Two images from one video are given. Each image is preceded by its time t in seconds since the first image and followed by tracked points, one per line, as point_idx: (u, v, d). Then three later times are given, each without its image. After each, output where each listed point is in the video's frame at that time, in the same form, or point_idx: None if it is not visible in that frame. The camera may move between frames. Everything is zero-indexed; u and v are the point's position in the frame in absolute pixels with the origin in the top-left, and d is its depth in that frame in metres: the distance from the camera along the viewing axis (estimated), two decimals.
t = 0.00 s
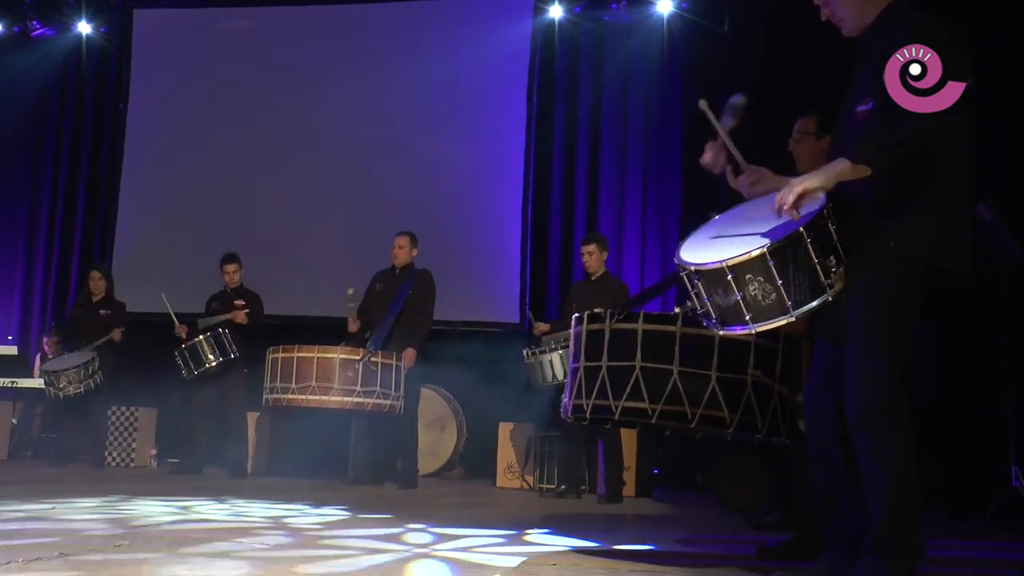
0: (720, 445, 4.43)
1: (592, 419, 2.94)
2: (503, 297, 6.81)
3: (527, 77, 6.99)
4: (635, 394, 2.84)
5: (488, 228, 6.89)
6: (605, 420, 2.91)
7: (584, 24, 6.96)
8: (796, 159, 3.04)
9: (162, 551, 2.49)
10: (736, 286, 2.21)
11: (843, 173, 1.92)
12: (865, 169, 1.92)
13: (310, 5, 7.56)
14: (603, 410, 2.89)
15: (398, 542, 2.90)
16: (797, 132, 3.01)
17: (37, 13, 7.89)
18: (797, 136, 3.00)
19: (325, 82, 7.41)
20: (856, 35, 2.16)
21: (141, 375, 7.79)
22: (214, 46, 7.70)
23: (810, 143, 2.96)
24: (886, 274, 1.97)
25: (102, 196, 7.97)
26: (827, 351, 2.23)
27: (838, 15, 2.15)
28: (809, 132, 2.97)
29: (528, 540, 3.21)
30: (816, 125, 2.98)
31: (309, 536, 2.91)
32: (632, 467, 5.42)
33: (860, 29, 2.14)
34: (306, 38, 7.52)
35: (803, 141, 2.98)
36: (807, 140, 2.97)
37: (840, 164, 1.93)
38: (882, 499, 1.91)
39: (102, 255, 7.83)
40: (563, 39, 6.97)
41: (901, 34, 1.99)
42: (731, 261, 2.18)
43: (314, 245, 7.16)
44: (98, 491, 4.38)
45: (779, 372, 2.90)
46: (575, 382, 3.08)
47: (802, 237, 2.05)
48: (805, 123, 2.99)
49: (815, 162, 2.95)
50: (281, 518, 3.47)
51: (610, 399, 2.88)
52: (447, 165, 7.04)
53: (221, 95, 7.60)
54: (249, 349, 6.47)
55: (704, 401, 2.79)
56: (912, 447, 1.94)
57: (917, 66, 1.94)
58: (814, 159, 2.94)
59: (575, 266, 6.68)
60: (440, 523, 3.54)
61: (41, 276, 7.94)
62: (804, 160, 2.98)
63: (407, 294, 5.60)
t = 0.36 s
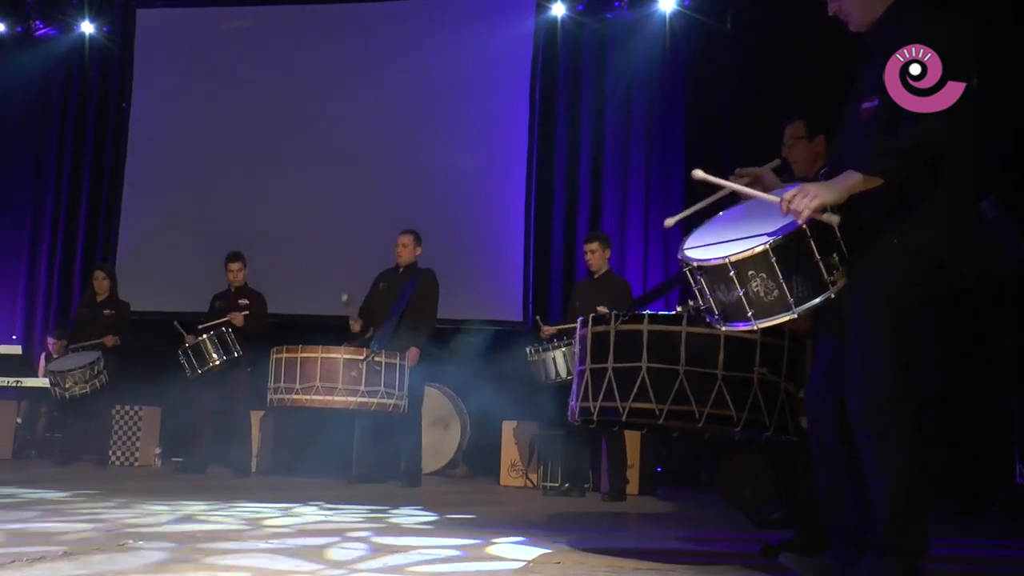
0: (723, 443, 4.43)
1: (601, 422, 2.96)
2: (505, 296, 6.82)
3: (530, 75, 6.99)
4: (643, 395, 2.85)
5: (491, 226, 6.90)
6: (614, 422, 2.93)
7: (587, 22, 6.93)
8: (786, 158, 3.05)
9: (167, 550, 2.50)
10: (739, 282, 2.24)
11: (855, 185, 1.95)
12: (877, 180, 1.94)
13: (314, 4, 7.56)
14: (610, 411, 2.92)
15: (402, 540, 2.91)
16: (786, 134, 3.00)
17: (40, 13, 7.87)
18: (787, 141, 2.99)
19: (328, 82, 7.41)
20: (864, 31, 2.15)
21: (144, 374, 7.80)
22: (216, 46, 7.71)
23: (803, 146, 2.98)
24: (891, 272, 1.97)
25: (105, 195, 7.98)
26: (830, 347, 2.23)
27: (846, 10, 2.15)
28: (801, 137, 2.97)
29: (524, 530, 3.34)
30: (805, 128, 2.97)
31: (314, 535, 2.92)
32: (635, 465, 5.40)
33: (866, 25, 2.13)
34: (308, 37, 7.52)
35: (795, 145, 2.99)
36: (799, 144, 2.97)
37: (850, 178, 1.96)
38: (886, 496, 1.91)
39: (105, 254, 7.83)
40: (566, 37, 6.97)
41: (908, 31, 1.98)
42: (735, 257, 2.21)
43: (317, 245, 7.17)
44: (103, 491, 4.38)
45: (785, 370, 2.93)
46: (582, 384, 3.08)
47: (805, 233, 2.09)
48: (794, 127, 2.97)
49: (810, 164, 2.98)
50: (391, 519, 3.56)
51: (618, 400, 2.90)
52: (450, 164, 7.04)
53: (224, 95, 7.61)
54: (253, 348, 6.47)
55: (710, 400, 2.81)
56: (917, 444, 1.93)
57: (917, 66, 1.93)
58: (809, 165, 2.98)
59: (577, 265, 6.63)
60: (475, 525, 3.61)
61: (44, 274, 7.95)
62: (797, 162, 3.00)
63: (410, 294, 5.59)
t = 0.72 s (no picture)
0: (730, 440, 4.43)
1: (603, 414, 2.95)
2: (511, 294, 6.80)
3: (535, 73, 6.98)
4: (647, 389, 2.88)
5: (496, 224, 6.90)
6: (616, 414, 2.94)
7: (592, 19, 6.92)
8: (801, 150, 3.06)
9: (175, 547, 2.51)
10: (750, 278, 2.23)
11: (855, 194, 1.96)
12: (876, 189, 1.95)
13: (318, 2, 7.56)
14: (613, 404, 2.90)
15: (409, 538, 2.91)
16: (805, 126, 3.00)
17: (47, 12, 7.90)
18: (804, 132, 3.00)
19: (333, 80, 7.42)
20: (874, 24, 2.14)
21: (152, 373, 7.82)
22: (221, 45, 7.72)
23: (819, 139, 2.98)
24: (902, 270, 1.97)
25: (114, 194, 8.01)
26: (839, 342, 2.23)
27: (855, 4, 2.14)
28: (818, 129, 2.97)
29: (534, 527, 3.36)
30: (823, 121, 2.98)
31: (321, 532, 2.93)
32: (641, 463, 5.39)
33: (877, 19, 2.12)
34: (313, 36, 7.53)
35: (811, 137, 2.99)
36: (815, 137, 2.97)
37: (851, 186, 1.96)
38: (895, 494, 1.91)
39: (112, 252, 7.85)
40: (571, 35, 6.97)
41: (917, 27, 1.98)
42: (746, 253, 2.19)
43: (323, 243, 7.18)
44: (110, 488, 4.39)
45: (791, 367, 2.87)
46: (587, 376, 3.09)
47: (817, 231, 2.07)
48: (813, 119, 2.98)
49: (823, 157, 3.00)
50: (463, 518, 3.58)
51: (621, 394, 2.91)
52: (456, 162, 7.04)
53: (229, 94, 7.62)
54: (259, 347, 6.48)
55: (715, 395, 2.80)
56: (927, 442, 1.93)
57: (917, 66, 1.94)
58: (823, 157, 2.99)
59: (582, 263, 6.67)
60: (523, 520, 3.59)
61: (52, 273, 7.98)
62: (811, 153, 3.01)
63: (415, 292, 5.61)
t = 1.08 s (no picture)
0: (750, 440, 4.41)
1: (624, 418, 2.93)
2: (528, 292, 6.81)
3: (550, 72, 6.97)
4: (667, 392, 2.83)
5: (512, 222, 6.89)
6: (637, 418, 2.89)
7: (607, 18, 6.93)
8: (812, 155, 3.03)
9: (195, 546, 2.52)
10: (768, 278, 2.29)
11: (873, 191, 1.95)
12: (895, 186, 1.94)
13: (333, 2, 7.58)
14: (633, 409, 2.86)
15: (428, 536, 2.92)
16: (810, 131, 2.98)
17: (65, 15, 7.93)
18: (811, 137, 2.97)
19: (348, 80, 7.43)
20: (892, 22, 2.11)
21: (170, 372, 7.85)
22: (237, 45, 7.75)
23: (827, 143, 2.95)
24: (921, 268, 1.96)
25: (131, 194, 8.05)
26: (858, 342, 2.23)
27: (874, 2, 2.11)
28: (823, 133, 2.94)
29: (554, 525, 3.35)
30: (829, 124, 2.95)
31: (340, 532, 2.94)
32: (659, 462, 5.38)
33: (896, 17, 2.09)
34: (327, 36, 7.54)
35: (819, 141, 2.96)
36: (823, 141, 2.94)
37: (869, 184, 1.96)
38: (916, 491, 1.90)
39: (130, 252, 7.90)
40: (585, 34, 6.97)
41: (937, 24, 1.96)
42: (764, 253, 2.26)
43: (339, 242, 7.19)
44: (129, 487, 4.41)
45: (809, 366, 2.93)
46: (605, 382, 3.04)
47: (835, 229, 2.10)
48: (817, 123, 2.95)
49: (834, 161, 2.95)
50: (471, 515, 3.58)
51: (640, 398, 2.86)
52: (471, 161, 7.04)
53: (244, 93, 7.65)
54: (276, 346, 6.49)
55: (735, 397, 2.79)
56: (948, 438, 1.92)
57: (917, 67, 1.95)
58: (833, 160, 2.95)
59: (599, 262, 6.65)
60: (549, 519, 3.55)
61: (70, 272, 8.03)
62: (822, 159, 2.97)
63: (432, 291, 5.62)
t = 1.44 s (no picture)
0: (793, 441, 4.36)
1: (667, 416, 2.94)
2: (570, 293, 6.80)
3: (589, 72, 6.95)
4: (709, 390, 2.84)
5: (552, 222, 6.88)
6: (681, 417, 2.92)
7: (646, 16, 6.86)
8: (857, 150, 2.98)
9: (239, 545, 2.54)
10: (811, 277, 2.26)
11: (918, 187, 1.92)
12: (940, 182, 1.90)
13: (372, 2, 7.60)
14: (676, 407, 2.89)
15: (470, 538, 2.92)
16: (858, 125, 2.93)
17: (110, 20, 8.05)
18: (857, 132, 2.92)
19: (388, 81, 7.45)
20: (939, 16, 2.07)
21: (214, 372, 7.92)
22: (278, 48, 7.80)
23: (874, 137, 2.90)
24: (964, 266, 1.92)
25: (174, 198, 8.16)
26: (903, 342, 2.20)
27: None
28: (871, 128, 2.89)
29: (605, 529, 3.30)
30: (876, 119, 2.90)
31: (382, 532, 2.95)
32: (701, 462, 5.34)
33: (942, 9, 2.05)
34: (367, 37, 7.57)
35: (866, 135, 2.91)
36: (870, 135, 2.90)
37: (914, 180, 1.93)
38: (963, 491, 1.87)
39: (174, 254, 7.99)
40: (625, 32, 6.94)
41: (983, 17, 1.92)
42: (805, 252, 2.23)
43: (381, 243, 7.23)
44: (175, 487, 4.46)
45: (854, 365, 2.84)
46: (648, 379, 3.07)
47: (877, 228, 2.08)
48: (865, 117, 2.90)
49: (881, 155, 2.91)
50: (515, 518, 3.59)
51: (683, 396, 2.88)
52: (513, 160, 7.05)
53: (286, 96, 7.72)
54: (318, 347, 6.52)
55: (778, 394, 2.76)
56: (996, 438, 1.89)
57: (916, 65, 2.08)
58: (878, 155, 2.90)
59: (640, 261, 6.62)
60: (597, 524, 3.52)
61: (116, 274, 8.14)
62: (867, 153, 2.92)
63: (474, 291, 5.63)
